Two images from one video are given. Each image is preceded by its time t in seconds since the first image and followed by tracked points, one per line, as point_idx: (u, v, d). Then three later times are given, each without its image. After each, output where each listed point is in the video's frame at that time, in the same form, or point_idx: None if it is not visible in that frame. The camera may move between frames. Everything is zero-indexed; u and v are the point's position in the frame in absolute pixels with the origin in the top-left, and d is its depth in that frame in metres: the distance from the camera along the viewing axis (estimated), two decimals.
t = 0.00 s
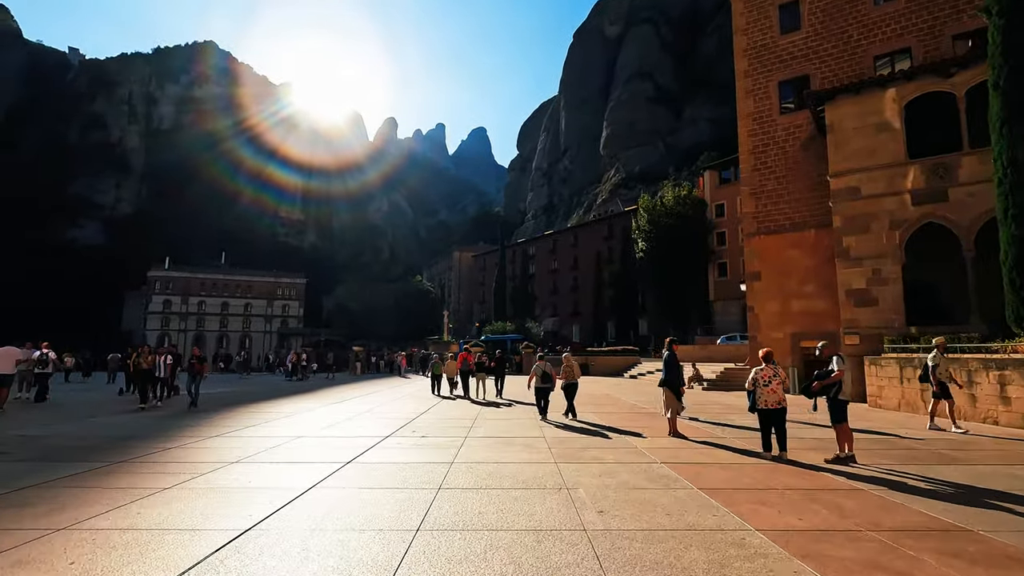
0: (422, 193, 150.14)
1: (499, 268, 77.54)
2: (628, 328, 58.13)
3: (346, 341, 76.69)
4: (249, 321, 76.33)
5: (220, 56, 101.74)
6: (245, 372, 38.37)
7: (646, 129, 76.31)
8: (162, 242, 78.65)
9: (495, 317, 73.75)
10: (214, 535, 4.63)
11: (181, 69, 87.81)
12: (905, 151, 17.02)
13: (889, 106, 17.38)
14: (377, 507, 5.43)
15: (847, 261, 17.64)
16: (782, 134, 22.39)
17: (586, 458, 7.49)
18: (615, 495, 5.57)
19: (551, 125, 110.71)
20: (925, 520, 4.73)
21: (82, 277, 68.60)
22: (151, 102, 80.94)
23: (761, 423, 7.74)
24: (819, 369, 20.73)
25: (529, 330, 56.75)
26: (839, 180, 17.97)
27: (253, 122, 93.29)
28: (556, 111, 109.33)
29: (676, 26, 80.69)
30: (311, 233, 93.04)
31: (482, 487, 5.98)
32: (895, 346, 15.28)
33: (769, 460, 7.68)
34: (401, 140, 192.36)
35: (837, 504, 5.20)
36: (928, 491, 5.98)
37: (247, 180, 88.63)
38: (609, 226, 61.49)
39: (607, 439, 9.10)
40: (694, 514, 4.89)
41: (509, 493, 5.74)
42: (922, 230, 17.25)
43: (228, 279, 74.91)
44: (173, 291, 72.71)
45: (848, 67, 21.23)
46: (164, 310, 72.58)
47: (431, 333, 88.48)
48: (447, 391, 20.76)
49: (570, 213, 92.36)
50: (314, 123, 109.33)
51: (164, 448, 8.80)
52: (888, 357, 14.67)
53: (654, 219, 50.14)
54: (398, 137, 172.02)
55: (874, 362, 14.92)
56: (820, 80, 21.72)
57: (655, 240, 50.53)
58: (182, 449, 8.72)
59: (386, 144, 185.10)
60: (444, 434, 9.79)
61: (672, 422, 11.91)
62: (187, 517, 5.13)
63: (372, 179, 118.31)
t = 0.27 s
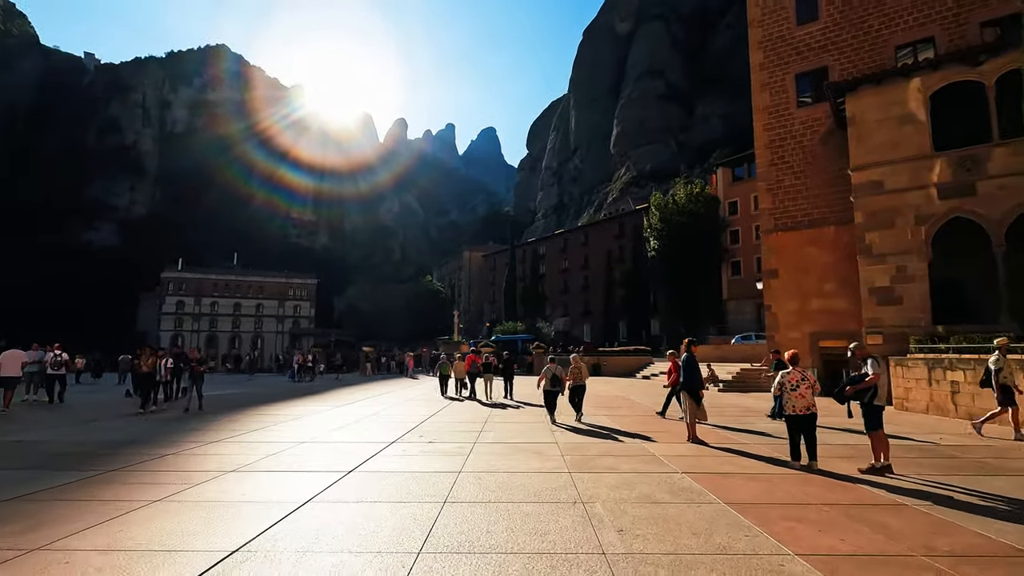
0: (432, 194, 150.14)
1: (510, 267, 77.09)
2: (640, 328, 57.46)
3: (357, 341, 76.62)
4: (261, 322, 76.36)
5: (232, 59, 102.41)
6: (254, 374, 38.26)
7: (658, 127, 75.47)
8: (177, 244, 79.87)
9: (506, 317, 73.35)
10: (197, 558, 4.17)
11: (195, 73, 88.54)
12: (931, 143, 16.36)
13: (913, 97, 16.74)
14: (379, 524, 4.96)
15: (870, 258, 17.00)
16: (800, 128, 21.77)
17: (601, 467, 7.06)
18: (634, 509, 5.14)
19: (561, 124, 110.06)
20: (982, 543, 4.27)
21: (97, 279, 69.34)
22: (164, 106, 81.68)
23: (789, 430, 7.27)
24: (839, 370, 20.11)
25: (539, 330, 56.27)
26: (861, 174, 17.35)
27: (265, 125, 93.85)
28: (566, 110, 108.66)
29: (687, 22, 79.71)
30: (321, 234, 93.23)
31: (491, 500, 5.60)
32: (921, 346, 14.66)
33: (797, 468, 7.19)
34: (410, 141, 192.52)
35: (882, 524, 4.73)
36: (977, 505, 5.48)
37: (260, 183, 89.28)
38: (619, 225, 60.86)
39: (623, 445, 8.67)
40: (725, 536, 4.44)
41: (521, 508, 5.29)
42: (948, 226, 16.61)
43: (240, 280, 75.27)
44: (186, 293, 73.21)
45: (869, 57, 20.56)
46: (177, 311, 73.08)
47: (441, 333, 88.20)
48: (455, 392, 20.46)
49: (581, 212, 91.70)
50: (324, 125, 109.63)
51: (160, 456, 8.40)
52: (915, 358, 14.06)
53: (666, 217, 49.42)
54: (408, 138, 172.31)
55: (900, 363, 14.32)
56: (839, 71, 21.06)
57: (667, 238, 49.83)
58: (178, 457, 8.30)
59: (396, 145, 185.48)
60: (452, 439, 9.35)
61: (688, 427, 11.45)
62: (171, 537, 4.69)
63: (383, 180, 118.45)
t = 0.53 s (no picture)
0: (448, 193, 150.17)
1: (526, 265, 76.58)
2: (659, 326, 56.61)
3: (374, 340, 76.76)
4: (280, 321, 76.72)
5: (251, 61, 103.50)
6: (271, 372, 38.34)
7: (675, 122, 74.28)
8: (198, 246, 81.03)
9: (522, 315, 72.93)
10: (188, 572, 3.77)
11: (215, 76, 89.55)
12: (969, 130, 15.58)
13: (950, 81, 15.95)
14: (390, 533, 4.53)
15: (904, 251, 16.24)
16: (827, 117, 20.98)
17: (626, 472, 6.63)
18: (666, 522, 4.71)
19: (577, 121, 109.13)
20: None
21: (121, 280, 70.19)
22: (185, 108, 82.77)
23: (828, 434, 6.75)
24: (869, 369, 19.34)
25: (556, 328, 55.75)
26: (894, 164, 16.59)
27: (283, 126, 94.58)
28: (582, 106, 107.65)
29: (705, 14, 78.28)
30: (338, 233, 93.61)
31: (508, 507, 5.21)
32: (961, 343, 13.90)
33: (837, 474, 6.66)
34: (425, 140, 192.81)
35: (945, 542, 4.25)
36: None
37: (278, 184, 90.07)
38: (637, 221, 59.98)
39: (647, 449, 8.22)
40: (770, 555, 4.00)
41: (543, 520, 4.85)
42: (987, 216, 15.79)
43: (259, 279, 75.94)
44: (207, 292, 74.23)
45: (900, 41, 19.70)
46: (198, 311, 73.99)
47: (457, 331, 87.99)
48: (470, 391, 20.12)
49: (597, 209, 90.78)
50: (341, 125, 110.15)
51: (168, 454, 8.06)
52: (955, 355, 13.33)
53: (684, 213, 48.54)
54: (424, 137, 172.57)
55: (938, 361, 13.59)
56: (868, 57, 20.23)
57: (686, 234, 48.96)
58: (186, 455, 7.97)
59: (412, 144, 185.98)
60: (467, 442, 8.94)
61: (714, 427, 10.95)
62: (161, 546, 4.26)
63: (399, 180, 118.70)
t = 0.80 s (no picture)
0: (454, 193, 149.87)
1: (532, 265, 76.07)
2: (667, 325, 56.01)
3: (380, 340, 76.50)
4: (287, 321, 76.59)
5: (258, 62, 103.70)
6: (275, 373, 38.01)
7: (683, 119, 73.56)
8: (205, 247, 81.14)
9: (529, 314, 72.49)
10: None
11: (222, 77, 89.68)
12: (992, 120, 15.01)
13: (971, 70, 15.38)
14: (383, 552, 4.10)
15: (924, 246, 15.67)
16: (841, 110, 20.42)
17: (639, 480, 6.23)
18: (688, 539, 4.29)
19: (584, 119, 108.51)
20: None
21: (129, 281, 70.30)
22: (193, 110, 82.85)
23: (856, 440, 6.30)
24: (885, 368, 18.82)
25: (563, 328, 55.22)
26: (913, 156, 16.02)
27: (290, 126, 94.65)
28: (589, 105, 107.05)
29: (713, 11, 77.52)
30: (345, 234, 93.52)
31: (512, 523, 4.78)
32: (986, 342, 13.33)
33: (867, 483, 6.19)
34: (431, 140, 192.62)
35: (1000, 563, 3.83)
36: None
37: (285, 184, 90.16)
38: (645, 219, 59.39)
39: (661, 454, 7.78)
40: None
41: (551, 536, 4.43)
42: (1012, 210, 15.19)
43: (267, 279, 75.92)
44: (214, 292, 74.20)
45: (917, 30, 19.11)
46: (206, 311, 74.02)
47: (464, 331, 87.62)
48: (474, 392, 19.72)
49: (604, 208, 90.17)
50: (347, 126, 110.15)
51: (157, 460, 7.66)
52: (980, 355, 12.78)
53: (693, 210, 47.94)
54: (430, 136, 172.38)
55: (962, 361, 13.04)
56: (884, 47, 19.64)
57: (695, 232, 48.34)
58: (176, 460, 7.58)
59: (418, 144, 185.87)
60: (470, 446, 8.53)
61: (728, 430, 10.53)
62: (130, 567, 3.84)
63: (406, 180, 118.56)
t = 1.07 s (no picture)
0: (461, 192, 149.64)
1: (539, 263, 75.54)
2: (676, 324, 55.40)
3: (387, 338, 76.36)
4: (294, 320, 76.68)
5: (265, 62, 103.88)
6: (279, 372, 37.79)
7: (691, 117, 72.85)
8: (213, 247, 81.34)
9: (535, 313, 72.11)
10: None
11: (230, 78, 89.77)
12: (1018, 111, 14.43)
13: (995, 58, 14.82)
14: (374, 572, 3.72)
15: (945, 242, 15.13)
16: (857, 102, 19.84)
17: (654, 490, 5.84)
18: (709, 561, 3.91)
19: (590, 118, 107.90)
20: None
21: (138, 281, 70.57)
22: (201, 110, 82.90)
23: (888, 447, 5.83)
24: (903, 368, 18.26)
25: (570, 326, 54.75)
26: (934, 149, 15.45)
27: (297, 126, 94.80)
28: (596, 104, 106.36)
29: (721, 7, 76.63)
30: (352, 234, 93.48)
31: (514, 540, 4.33)
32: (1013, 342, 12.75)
33: (903, 492, 5.69)
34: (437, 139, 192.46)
35: None
36: None
37: (292, 184, 90.35)
38: (652, 217, 58.81)
39: (675, 459, 7.39)
40: None
41: (559, 554, 4.02)
42: None
43: (275, 278, 76.09)
44: (222, 291, 74.30)
45: (936, 18, 18.50)
46: (214, 310, 74.15)
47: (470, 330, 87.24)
48: (479, 391, 19.40)
49: (611, 206, 89.53)
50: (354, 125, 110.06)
51: (146, 464, 7.28)
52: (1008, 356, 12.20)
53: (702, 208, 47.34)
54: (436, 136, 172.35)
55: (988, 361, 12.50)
56: (902, 37, 19.05)
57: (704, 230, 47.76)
58: (165, 465, 7.24)
59: (424, 143, 185.87)
60: (474, 450, 8.14)
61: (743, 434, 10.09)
62: None
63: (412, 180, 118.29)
